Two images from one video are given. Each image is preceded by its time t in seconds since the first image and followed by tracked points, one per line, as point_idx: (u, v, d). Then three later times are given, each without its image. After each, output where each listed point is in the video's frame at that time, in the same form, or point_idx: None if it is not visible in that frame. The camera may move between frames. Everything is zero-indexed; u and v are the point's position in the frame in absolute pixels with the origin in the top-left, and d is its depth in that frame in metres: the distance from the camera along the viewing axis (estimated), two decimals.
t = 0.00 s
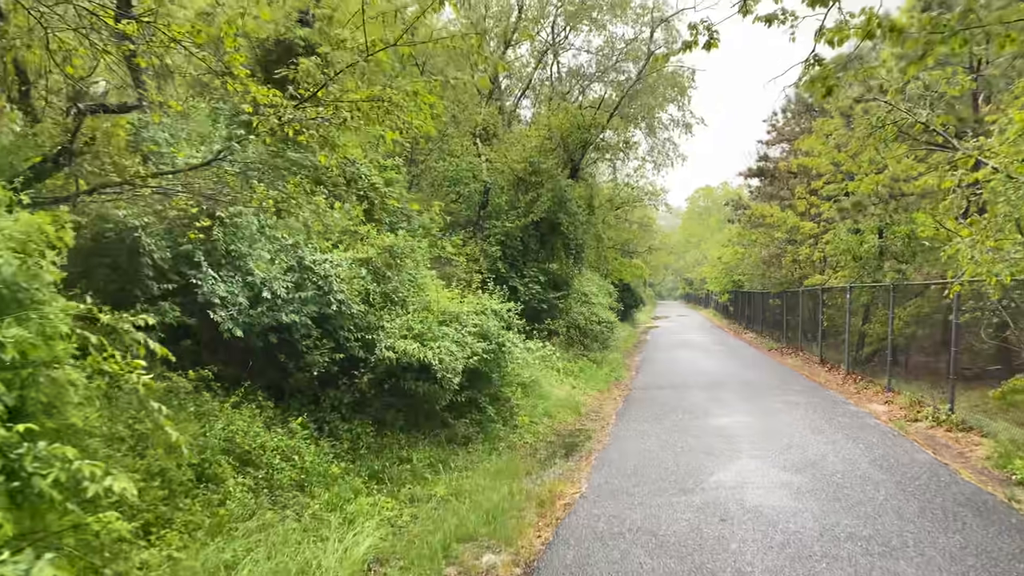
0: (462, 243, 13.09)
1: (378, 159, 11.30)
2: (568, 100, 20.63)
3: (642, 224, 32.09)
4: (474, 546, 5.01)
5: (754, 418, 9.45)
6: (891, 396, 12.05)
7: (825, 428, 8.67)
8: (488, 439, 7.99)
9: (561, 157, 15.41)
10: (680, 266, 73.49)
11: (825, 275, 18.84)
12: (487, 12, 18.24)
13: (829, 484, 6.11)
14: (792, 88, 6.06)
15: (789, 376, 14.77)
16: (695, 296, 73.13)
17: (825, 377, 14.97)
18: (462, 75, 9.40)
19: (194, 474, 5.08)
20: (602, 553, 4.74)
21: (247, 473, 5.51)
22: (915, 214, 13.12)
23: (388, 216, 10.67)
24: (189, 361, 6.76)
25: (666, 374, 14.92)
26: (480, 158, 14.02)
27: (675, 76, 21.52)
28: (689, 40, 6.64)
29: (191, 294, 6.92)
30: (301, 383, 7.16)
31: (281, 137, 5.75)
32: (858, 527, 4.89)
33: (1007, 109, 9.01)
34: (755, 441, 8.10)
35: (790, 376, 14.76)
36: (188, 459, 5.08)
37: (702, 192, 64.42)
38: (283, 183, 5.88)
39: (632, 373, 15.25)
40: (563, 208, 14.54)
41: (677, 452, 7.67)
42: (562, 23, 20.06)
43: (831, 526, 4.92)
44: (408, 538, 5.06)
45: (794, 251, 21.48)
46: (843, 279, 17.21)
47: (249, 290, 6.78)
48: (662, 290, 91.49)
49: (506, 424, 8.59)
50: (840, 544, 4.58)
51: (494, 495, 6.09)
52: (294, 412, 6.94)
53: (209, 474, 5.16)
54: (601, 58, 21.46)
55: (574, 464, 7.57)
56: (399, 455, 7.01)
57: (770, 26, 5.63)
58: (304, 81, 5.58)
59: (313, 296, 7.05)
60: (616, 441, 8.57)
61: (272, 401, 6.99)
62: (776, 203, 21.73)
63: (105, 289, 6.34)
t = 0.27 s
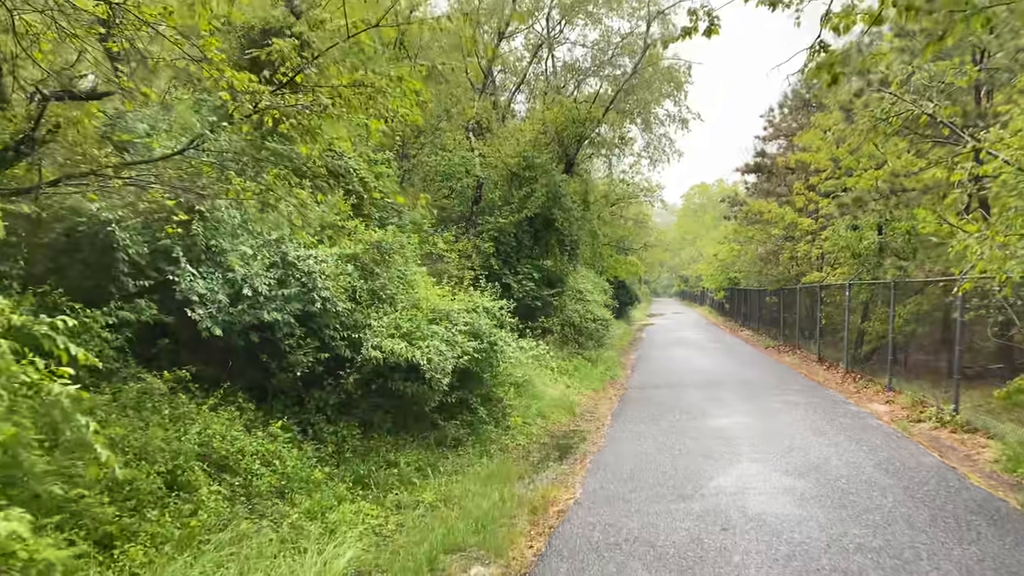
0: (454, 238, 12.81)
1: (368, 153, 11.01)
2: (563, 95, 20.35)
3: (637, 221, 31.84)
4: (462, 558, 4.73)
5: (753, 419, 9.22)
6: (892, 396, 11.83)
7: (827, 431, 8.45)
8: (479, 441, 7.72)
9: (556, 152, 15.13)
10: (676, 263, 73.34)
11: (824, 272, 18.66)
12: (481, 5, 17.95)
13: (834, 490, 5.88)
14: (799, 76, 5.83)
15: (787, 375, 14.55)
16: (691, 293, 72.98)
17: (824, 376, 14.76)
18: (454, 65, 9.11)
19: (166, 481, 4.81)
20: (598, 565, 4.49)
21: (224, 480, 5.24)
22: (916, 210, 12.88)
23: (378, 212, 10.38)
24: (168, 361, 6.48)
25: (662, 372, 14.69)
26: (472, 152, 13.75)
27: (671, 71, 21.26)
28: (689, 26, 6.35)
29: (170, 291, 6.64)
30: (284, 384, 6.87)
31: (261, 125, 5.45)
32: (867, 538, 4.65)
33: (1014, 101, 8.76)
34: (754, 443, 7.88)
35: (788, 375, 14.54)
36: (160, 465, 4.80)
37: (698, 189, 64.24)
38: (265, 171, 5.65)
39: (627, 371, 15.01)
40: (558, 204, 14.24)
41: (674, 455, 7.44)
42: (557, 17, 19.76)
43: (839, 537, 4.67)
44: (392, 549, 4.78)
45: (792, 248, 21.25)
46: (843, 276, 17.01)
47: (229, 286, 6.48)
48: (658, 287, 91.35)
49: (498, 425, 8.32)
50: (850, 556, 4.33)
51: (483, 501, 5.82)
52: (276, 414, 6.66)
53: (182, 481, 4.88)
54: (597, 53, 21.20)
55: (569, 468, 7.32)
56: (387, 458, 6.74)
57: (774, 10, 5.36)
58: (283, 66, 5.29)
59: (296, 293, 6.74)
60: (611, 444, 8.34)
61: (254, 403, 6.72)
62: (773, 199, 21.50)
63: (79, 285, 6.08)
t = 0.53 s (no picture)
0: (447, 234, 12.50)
1: (358, 145, 10.67)
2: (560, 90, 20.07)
3: (635, 218, 31.60)
4: (448, 571, 4.44)
5: (753, 421, 8.96)
6: (894, 396, 11.57)
7: (830, 433, 8.20)
8: (470, 444, 7.42)
9: (551, 146, 14.83)
10: (672, 261, 73.19)
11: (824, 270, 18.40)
12: None
13: (840, 497, 5.61)
14: (806, 59, 5.51)
15: (787, 375, 14.31)
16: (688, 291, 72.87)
17: (824, 376, 14.52)
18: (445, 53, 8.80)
19: (133, 489, 4.49)
20: None
21: (197, 487, 4.92)
22: (920, 207, 12.61)
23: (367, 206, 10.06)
24: (144, 360, 6.17)
25: (659, 371, 14.43)
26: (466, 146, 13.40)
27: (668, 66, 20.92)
28: (689, 9, 6.06)
29: (147, 286, 6.33)
30: (266, 384, 6.57)
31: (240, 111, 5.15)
32: (879, 550, 4.38)
33: None
34: (755, 446, 7.63)
35: (787, 375, 14.28)
36: (126, 473, 4.48)
37: (694, 186, 64.20)
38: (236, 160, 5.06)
39: (624, 370, 14.74)
40: (554, 199, 13.90)
41: (672, 458, 7.18)
42: (553, 10, 19.47)
43: (850, 550, 4.40)
44: (374, 562, 4.48)
45: (791, 245, 20.98)
46: (843, 274, 16.76)
47: (207, 282, 6.17)
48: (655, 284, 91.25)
49: (490, 427, 8.02)
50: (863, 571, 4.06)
51: (473, 509, 5.54)
52: (257, 416, 6.37)
53: (150, 488, 4.54)
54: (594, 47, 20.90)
55: (564, 471, 7.05)
56: (373, 462, 6.45)
57: None
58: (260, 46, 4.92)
59: (277, 289, 6.41)
60: (607, 446, 8.05)
61: (234, 404, 6.42)
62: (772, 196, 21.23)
63: (51, 280, 5.76)
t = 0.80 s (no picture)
0: (440, 231, 12.20)
1: (347, 139, 10.35)
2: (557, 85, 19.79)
3: (633, 216, 31.34)
4: None
5: (753, 424, 8.71)
6: (897, 398, 11.30)
7: (833, 437, 7.94)
8: (460, 449, 7.13)
9: (548, 142, 14.55)
10: (670, 259, 72.95)
11: (824, 268, 18.21)
12: None
13: (846, 507, 5.35)
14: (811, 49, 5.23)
15: (786, 375, 14.05)
16: (685, 290, 72.63)
17: (824, 377, 14.26)
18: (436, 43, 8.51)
19: (93, 500, 4.18)
20: None
21: (165, 497, 4.62)
22: (923, 204, 12.32)
23: (357, 202, 9.75)
24: (117, 360, 5.88)
25: (657, 371, 14.18)
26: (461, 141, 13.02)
27: (666, 63, 20.75)
28: None
29: (120, 283, 6.03)
30: (245, 386, 6.27)
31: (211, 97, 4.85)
32: (889, 568, 4.12)
33: None
34: (756, 451, 7.36)
35: (787, 375, 14.03)
36: (85, 484, 4.17)
37: (692, 184, 64.04)
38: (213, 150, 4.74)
39: (621, 370, 14.48)
40: (550, 195, 13.61)
41: (671, 464, 6.91)
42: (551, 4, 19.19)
43: (858, 566, 4.14)
44: None
45: (791, 243, 20.69)
46: (846, 273, 16.53)
47: (182, 279, 5.86)
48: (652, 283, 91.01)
49: (481, 431, 7.73)
50: None
51: (460, 518, 5.25)
52: (235, 420, 6.07)
53: (112, 499, 4.24)
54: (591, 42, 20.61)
55: (557, 477, 6.78)
56: (356, 468, 6.16)
57: None
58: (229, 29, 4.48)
59: (256, 286, 6.11)
60: (603, 450, 7.79)
61: (212, 407, 6.13)
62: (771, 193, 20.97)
63: (20, 277, 5.49)
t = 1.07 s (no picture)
0: (433, 227, 11.87)
1: (337, 131, 10.02)
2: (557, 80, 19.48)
3: (633, 213, 31.03)
4: None
5: (757, 427, 8.40)
6: (905, 400, 10.97)
7: (841, 442, 7.63)
8: (450, 453, 6.80)
9: (546, 135, 14.22)
10: (670, 258, 72.64)
11: (829, 267, 18.10)
12: None
13: (858, 518, 5.03)
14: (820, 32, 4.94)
15: (790, 376, 13.74)
16: (686, 289, 72.27)
17: (829, 377, 13.95)
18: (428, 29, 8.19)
19: (46, 512, 3.86)
20: None
21: (127, 506, 4.30)
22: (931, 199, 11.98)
23: (345, 196, 9.42)
24: (87, 360, 5.55)
25: (658, 372, 13.87)
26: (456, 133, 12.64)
27: (667, 57, 20.45)
28: None
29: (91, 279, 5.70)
30: (222, 388, 5.93)
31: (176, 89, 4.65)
32: None
33: None
34: (760, 456, 7.05)
35: (791, 376, 13.70)
36: (38, 494, 3.85)
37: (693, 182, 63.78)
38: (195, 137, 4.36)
39: (620, 370, 14.16)
40: (548, 190, 13.28)
41: (672, 469, 6.60)
42: None
43: None
44: None
45: (795, 240, 20.36)
46: (852, 271, 16.34)
47: (155, 274, 5.54)
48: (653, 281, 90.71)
49: (473, 434, 7.41)
50: None
51: (447, 529, 4.93)
52: (211, 423, 5.75)
53: (68, 510, 3.92)
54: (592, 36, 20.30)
55: (553, 484, 6.46)
56: (340, 475, 5.85)
57: None
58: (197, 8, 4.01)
59: (233, 282, 5.76)
60: (601, 454, 7.47)
61: (187, 409, 5.81)
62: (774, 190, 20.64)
63: None
